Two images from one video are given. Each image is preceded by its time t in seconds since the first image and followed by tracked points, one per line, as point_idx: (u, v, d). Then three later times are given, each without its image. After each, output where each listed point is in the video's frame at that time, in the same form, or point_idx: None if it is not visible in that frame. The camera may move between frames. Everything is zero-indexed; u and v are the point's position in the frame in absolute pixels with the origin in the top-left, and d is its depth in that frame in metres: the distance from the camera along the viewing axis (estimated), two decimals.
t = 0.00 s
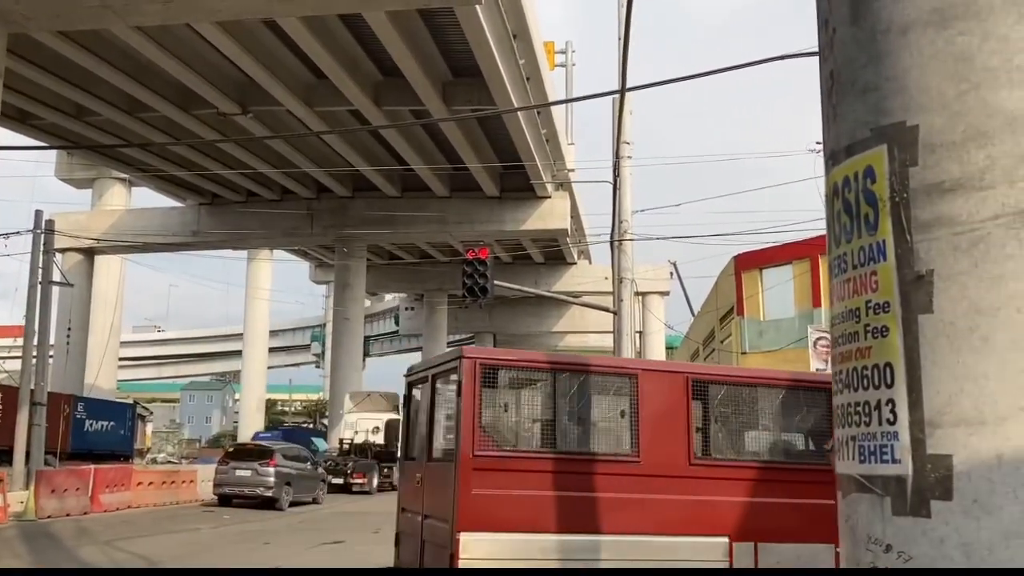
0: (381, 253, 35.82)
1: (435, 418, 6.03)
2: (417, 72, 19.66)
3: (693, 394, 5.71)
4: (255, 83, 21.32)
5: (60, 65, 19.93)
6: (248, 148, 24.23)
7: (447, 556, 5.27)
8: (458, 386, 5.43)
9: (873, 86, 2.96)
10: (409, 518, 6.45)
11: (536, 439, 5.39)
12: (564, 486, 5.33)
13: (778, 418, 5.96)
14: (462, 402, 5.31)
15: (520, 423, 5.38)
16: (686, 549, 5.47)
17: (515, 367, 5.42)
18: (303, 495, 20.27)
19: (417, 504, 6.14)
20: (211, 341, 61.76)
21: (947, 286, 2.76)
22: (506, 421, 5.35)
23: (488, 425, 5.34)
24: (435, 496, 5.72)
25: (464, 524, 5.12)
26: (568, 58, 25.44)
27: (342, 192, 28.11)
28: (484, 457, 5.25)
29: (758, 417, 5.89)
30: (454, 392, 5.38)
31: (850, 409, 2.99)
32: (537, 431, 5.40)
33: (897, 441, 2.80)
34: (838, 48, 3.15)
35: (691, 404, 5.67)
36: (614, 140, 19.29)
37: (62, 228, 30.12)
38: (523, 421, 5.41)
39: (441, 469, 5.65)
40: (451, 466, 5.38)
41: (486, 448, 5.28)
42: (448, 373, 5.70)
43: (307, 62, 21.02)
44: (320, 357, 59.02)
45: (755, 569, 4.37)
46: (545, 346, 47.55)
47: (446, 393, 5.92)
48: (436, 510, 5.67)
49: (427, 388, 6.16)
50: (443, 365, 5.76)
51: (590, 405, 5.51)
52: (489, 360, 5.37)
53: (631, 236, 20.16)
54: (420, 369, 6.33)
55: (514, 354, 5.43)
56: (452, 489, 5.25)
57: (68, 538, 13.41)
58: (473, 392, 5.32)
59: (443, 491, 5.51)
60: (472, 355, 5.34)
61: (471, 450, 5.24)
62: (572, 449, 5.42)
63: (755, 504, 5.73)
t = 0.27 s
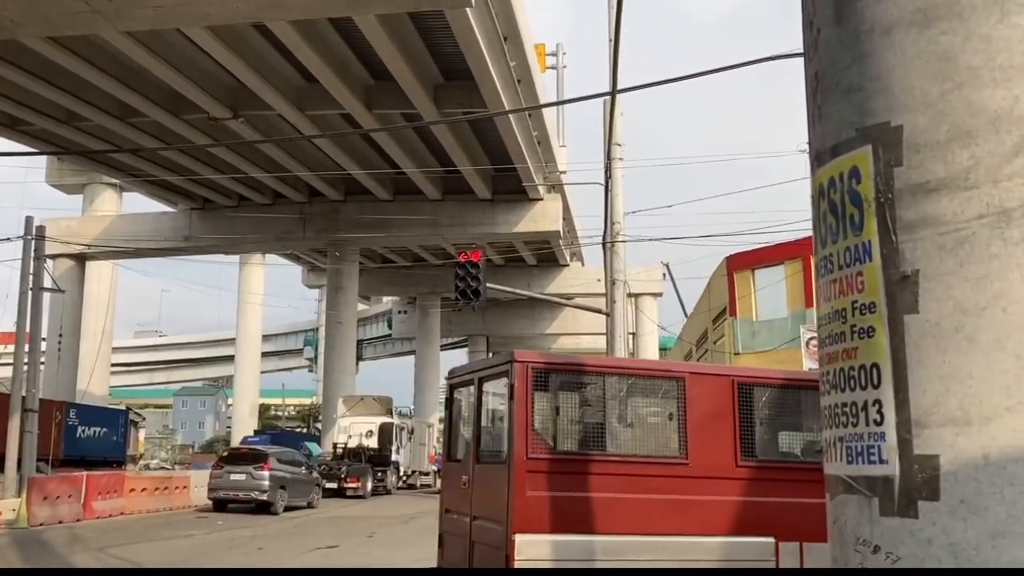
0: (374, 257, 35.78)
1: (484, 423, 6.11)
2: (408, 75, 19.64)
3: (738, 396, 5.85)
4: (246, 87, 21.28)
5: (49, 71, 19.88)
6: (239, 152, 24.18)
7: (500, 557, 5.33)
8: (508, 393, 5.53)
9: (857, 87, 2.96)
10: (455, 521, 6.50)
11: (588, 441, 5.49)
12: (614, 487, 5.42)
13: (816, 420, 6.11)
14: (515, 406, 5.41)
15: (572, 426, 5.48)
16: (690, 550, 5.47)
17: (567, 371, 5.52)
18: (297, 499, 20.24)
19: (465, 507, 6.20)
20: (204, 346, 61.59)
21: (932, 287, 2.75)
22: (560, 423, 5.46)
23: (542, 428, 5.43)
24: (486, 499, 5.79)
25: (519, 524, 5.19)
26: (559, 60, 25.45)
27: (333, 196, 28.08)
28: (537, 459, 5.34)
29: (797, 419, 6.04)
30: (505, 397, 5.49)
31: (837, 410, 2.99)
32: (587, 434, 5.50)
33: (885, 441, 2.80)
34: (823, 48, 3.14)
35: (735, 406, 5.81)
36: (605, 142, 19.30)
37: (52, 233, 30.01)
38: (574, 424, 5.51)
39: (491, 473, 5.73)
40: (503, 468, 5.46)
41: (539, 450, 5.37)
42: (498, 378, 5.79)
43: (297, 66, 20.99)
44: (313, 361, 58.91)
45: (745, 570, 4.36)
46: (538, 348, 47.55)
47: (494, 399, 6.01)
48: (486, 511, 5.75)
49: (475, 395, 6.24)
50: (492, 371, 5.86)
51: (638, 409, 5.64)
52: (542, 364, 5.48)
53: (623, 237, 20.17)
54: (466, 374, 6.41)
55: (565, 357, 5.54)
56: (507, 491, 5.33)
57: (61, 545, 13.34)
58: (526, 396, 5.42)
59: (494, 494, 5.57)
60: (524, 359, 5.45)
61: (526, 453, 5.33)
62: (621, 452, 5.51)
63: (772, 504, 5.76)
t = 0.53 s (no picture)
0: (371, 261, 35.78)
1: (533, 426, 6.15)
2: (402, 79, 19.64)
3: (784, 397, 5.97)
4: (241, 92, 21.27)
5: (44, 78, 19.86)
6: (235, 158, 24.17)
7: (556, 557, 5.38)
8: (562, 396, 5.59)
9: (841, 92, 2.97)
10: (504, 523, 6.53)
11: (642, 442, 5.57)
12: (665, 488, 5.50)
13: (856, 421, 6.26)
14: (570, 409, 5.48)
15: (627, 428, 5.56)
16: (691, 549, 5.45)
17: (620, 374, 5.60)
18: (296, 505, 20.24)
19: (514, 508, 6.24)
20: (201, 352, 61.49)
21: (918, 289, 2.77)
22: (617, 426, 5.53)
23: (598, 430, 5.49)
24: (538, 500, 5.83)
25: (578, 524, 5.26)
26: (554, 63, 25.48)
27: (329, 201, 28.08)
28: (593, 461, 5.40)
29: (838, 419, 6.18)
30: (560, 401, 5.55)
31: (826, 412, 3.00)
32: (641, 435, 5.58)
33: (873, 443, 2.80)
34: (808, 52, 3.16)
35: (780, 407, 5.93)
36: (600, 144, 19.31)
37: (48, 241, 29.99)
38: (628, 426, 5.58)
39: (544, 475, 5.78)
40: (558, 471, 5.51)
41: (595, 452, 5.43)
42: (549, 381, 5.84)
43: (292, 71, 20.99)
44: (311, 366, 58.85)
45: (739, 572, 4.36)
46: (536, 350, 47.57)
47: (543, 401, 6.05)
48: (537, 513, 5.80)
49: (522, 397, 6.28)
50: (542, 374, 5.90)
51: (688, 411, 5.73)
52: (596, 368, 5.56)
53: (619, 239, 20.17)
54: (511, 378, 6.44)
55: (618, 361, 5.63)
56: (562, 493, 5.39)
57: (58, 554, 13.30)
58: (580, 399, 5.49)
59: (548, 496, 5.62)
60: (578, 363, 5.52)
61: (582, 455, 5.39)
62: (674, 453, 5.60)
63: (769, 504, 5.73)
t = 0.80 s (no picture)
0: (371, 266, 35.79)
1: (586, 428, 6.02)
2: (400, 85, 19.67)
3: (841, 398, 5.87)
4: (239, 99, 21.29)
5: (42, 87, 19.87)
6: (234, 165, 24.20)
7: (620, 559, 5.27)
8: (620, 400, 5.49)
9: (832, 94, 2.97)
10: (556, 525, 6.40)
11: (702, 443, 5.47)
12: (719, 487, 5.40)
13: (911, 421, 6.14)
14: (629, 413, 5.37)
15: (686, 430, 5.46)
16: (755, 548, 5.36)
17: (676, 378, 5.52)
18: (300, 511, 20.24)
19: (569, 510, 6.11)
20: (202, 360, 61.57)
21: (910, 291, 2.77)
22: (674, 428, 5.43)
23: (657, 432, 5.39)
24: (596, 502, 5.71)
25: (639, 524, 5.15)
26: (552, 66, 25.51)
27: (329, 206, 28.10)
28: (653, 462, 5.30)
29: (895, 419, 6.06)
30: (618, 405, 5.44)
31: (820, 414, 3.00)
32: (698, 437, 5.49)
33: (866, 445, 2.80)
34: (798, 55, 3.16)
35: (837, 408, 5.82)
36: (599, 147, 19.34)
37: (48, 250, 30.01)
38: (689, 427, 5.49)
39: (602, 477, 5.66)
40: (617, 473, 5.41)
41: (654, 453, 5.33)
42: (604, 385, 5.72)
43: (290, 77, 21.02)
44: (313, 372, 58.90)
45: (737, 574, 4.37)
46: (537, 354, 47.62)
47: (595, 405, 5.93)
48: (597, 515, 5.68)
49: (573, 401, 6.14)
50: (596, 377, 5.80)
51: (745, 413, 5.63)
52: (652, 371, 5.47)
53: (619, 241, 20.17)
54: (560, 380, 6.31)
55: (673, 364, 5.53)
56: (625, 495, 5.28)
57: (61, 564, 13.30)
58: (639, 403, 5.39)
59: (609, 497, 5.49)
60: (636, 366, 5.44)
61: (642, 456, 5.28)
62: (730, 453, 5.50)
63: (773, 504, 5.48)
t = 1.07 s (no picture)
0: (374, 271, 35.83)
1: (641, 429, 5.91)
2: (402, 90, 19.70)
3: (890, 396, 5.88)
4: (241, 106, 21.33)
5: (45, 96, 19.90)
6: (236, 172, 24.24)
7: (685, 560, 5.18)
8: (681, 402, 5.39)
9: (832, 96, 2.98)
10: (610, 525, 6.29)
11: (761, 443, 5.41)
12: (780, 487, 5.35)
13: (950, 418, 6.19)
14: (692, 414, 5.28)
15: (747, 431, 5.39)
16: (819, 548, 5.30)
17: (737, 379, 5.43)
18: (307, 517, 20.25)
19: (625, 512, 6.01)
20: (207, 367, 61.61)
21: (912, 292, 2.77)
22: (737, 428, 5.35)
23: (720, 433, 5.30)
24: (656, 503, 5.62)
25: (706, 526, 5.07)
26: (552, 70, 25.55)
27: (331, 212, 28.14)
28: (719, 462, 5.20)
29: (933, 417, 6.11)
30: (680, 407, 5.34)
31: (824, 416, 3.00)
32: (758, 438, 5.42)
33: (870, 446, 2.80)
34: (797, 57, 3.17)
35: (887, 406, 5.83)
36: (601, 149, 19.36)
37: (53, 258, 30.08)
38: (749, 428, 5.42)
39: (661, 479, 5.57)
40: (681, 475, 5.31)
41: (719, 454, 5.23)
42: (662, 387, 5.61)
43: (291, 83, 21.05)
44: (317, 377, 58.91)
45: None
46: (541, 357, 47.62)
47: (651, 408, 5.83)
48: (657, 517, 5.59)
49: (627, 402, 6.04)
50: (653, 378, 5.68)
51: (800, 413, 5.59)
52: (714, 372, 5.36)
53: (622, 243, 20.19)
54: (613, 383, 6.19)
55: (733, 365, 5.44)
56: (689, 496, 5.19)
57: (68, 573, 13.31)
58: (702, 404, 5.29)
59: (671, 498, 5.40)
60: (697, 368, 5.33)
61: (708, 457, 5.18)
62: (788, 454, 5.46)
63: (783, 508, 5.31)
